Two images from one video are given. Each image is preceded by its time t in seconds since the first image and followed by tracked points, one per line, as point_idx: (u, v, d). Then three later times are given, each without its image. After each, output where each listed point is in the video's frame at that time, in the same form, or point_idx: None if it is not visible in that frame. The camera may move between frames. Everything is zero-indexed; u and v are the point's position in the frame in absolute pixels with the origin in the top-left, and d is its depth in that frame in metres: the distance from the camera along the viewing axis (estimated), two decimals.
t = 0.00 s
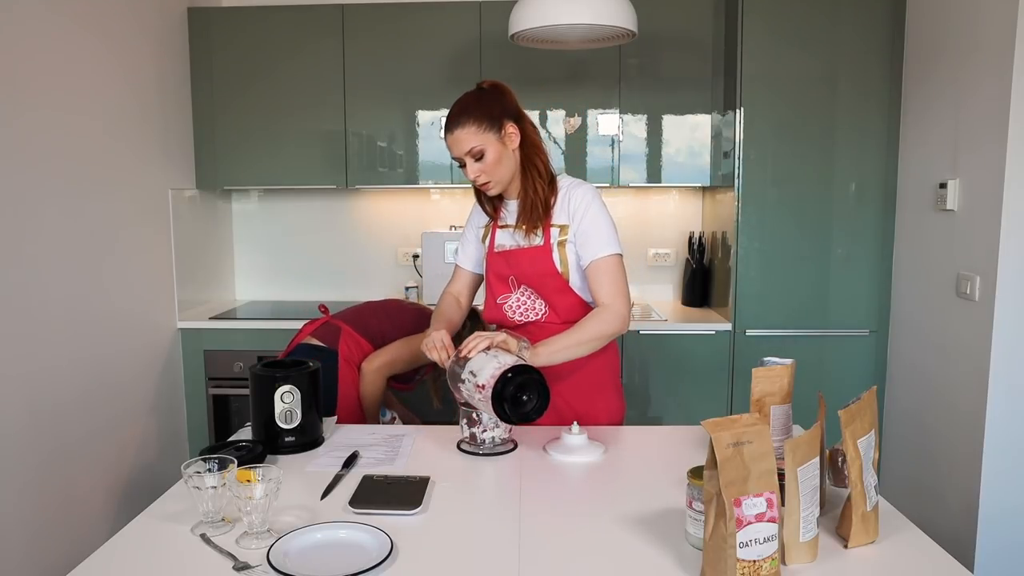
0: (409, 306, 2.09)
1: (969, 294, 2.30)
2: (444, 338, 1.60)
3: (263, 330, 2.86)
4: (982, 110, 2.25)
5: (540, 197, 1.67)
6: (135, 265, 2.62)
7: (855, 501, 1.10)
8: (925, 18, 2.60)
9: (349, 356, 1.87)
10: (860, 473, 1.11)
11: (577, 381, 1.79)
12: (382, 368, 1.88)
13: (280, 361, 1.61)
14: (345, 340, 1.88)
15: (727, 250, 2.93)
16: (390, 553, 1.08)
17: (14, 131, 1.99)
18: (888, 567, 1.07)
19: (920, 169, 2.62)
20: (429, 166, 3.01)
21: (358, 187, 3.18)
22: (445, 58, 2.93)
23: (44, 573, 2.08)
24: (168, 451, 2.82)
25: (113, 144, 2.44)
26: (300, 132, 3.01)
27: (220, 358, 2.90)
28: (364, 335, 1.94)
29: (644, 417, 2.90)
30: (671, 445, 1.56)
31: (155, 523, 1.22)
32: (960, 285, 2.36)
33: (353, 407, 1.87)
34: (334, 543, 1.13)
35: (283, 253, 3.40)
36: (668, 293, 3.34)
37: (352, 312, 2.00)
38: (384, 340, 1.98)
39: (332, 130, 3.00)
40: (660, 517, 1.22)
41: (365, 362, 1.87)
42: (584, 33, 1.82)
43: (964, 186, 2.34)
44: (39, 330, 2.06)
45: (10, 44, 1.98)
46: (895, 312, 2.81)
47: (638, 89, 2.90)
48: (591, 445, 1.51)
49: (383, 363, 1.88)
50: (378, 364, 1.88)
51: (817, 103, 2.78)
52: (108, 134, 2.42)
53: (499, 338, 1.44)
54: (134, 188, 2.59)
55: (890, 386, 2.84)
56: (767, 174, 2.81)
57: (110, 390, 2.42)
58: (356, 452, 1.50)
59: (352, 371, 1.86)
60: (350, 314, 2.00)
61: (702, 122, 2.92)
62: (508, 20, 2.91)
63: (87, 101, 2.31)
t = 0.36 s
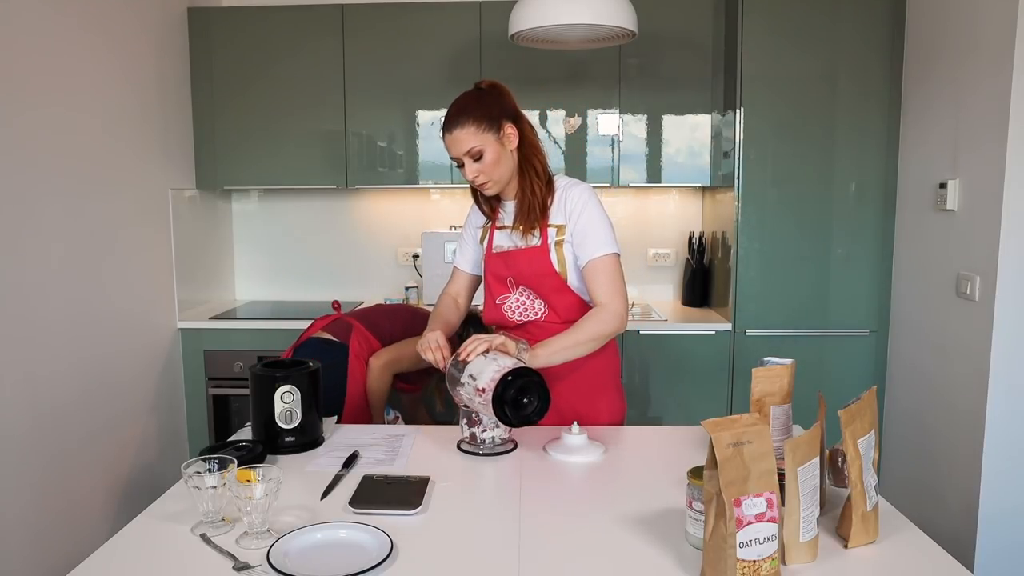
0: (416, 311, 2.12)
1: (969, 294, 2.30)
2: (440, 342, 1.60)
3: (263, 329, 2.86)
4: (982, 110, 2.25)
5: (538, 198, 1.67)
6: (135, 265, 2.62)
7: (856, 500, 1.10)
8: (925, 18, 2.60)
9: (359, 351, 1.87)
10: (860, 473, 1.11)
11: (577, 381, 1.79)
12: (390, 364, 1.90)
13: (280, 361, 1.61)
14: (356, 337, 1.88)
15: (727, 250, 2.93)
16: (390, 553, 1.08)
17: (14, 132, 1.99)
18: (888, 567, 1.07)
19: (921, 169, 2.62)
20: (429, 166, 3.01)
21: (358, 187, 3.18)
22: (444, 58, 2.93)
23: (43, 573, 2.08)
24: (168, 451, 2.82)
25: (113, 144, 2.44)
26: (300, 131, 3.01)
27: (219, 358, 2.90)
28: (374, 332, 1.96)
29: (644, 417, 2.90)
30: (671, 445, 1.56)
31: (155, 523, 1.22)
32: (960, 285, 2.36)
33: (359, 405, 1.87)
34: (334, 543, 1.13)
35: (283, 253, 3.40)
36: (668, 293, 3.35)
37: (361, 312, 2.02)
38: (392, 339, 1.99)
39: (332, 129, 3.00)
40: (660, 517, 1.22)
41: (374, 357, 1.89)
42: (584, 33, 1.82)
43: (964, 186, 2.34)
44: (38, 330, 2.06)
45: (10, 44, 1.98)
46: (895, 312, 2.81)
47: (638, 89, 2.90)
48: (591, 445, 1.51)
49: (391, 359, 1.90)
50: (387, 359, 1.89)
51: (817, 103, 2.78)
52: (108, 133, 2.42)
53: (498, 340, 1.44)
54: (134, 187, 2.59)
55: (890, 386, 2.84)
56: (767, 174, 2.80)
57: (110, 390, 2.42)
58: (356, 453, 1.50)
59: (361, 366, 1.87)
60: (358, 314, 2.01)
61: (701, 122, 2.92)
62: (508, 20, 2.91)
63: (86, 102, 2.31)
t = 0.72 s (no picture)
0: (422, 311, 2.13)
1: (969, 294, 2.30)
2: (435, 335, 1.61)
3: (263, 330, 2.86)
4: (982, 110, 2.25)
5: (538, 198, 1.67)
6: (135, 265, 2.62)
7: (856, 501, 1.10)
8: (925, 18, 2.60)
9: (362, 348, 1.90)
10: (860, 473, 1.11)
11: (577, 381, 1.79)
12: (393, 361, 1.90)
13: (280, 361, 1.61)
14: (361, 334, 1.91)
15: (727, 250, 2.93)
16: (390, 553, 1.08)
17: (14, 132, 1.99)
18: (888, 567, 1.07)
19: (920, 169, 2.62)
20: (429, 166, 3.01)
21: (358, 187, 3.18)
22: (445, 57, 2.93)
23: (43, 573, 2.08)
24: (168, 451, 2.82)
25: (113, 144, 2.44)
26: (300, 131, 3.01)
27: (219, 358, 2.90)
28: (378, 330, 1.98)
29: (644, 417, 2.90)
30: (671, 445, 1.56)
31: (155, 523, 1.22)
32: (960, 285, 2.36)
33: (361, 402, 1.88)
34: (334, 543, 1.13)
35: (283, 253, 3.40)
36: (668, 293, 3.35)
37: (367, 310, 2.03)
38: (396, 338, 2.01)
39: (332, 129, 3.00)
40: (660, 517, 1.22)
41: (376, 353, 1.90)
42: (584, 33, 1.82)
43: (964, 186, 2.34)
44: (38, 330, 2.06)
45: (10, 44, 1.98)
46: (895, 312, 2.81)
47: (637, 89, 2.90)
48: (591, 445, 1.51)
49: (396, 355, 1.90)
50: (392, 356, 1.89)
51: (817, 103, 2.78)
52: (108, 134, 2.42)
53: (500, 341, 1.43)
54: (134, 187, 2.59)
55: (890, 386, 2.84)
56: (767, 174, 2.80)
57: (110, 390, 2.42)
58: (356, 453, 1.50)
59: (364, 363, 1.89)
60: (363, 311, 2.02)
61: (702, 122, 2.92)
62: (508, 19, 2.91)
63: (86, 101, 2.31)
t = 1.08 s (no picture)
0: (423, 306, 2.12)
1: (969, 294, 2.30)
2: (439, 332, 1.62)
3: (264, 330, 2.86)
4: (982, 110, 2.25)
5: (540, 199, 1.67)
6: (135, 265, 2.62)
7: (855, 500, 1.10)
8: (925, 18, 2.60)
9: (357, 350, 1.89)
10: (860, 473, 1.11)
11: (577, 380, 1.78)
12: (390, 362, 1.89)
13: (280, 361, 1.61)
14: (356, 335, 1.90)
15: (727, 250, 2.93)
16: (390, 553, 1.08)
17: (14, 132, 1.99)
18: (889, 567, 1.07)
19: (920, 169, 2.62)
20: (429, 166, 3.01)
21: (358, 187, 3.18)
22: (445, 58, 2.93)
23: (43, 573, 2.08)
24: (168, 451, 2.82)
25: (112, 144, 2.44)
26: (300, 131, 3.01)
27: (219, 358, 2.90)
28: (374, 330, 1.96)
29: (644, 417, 2.90)
30: (671, 445, 1.56)
31: (155, 523, 1.22)
32: (960, 285, 2.36)
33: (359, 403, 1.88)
34: (334, 543, 1.13)
35: (283, 253, 3.40)
36: (668, 293, 3.34)
37: (364, 309, 2.02)
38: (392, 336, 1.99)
39: (332, 129, 3.00)
40: (660, 517, 1.22)
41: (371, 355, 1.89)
42: (584, 33, 1.82)
43: (964, 186, 2.34)
44: (38, 330, 2.06)
45: (9, 44, 1.98)
46: (895, 312, 2.81)
47: (637, 89, 2.90)
48: (591, 445, 1.51)
49: (391, 356, 1.89)
50: (387, 357, 1.89)
51: (817, 103, 2.78)
52: (108, 133, 2.42)
53: (512, 337, 1.42)
54: (134, 187, 2.59)
55: (890, 386, 2.84)
56: (767, 174, 2.80)
57: (110, 390, 2.42)
58: (356, 452, 1.50)
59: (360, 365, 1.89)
60: (361, 310, 2.01)
61: (702, 122, 2.92)
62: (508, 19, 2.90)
63: (86, 102, 2.31)
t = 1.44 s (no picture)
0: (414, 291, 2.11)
1: (969, 294, 2.30)
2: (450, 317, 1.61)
3: (264, 330, 2.86)
4: (982, 110, 2.25)
5: (551, 199, 1.67)
6: (135, 265, 2.62)
7: (856, 501, 1.10)
8: (925, 18, 2.60)
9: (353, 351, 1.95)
10: (860, 473, 1.11)
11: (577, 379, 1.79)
12: (385, 358, 1.92)
13: (280, 360, 1.61)
14: (349, 338, 1.96)
15: (727, 250, 2.93)
16: (390, 553, 1.08)
17: (14, 133, 1.99)
18: (889, 567, 1.07)
19: (920, 169, 2.62)
20: (429, 166, 3.01)
21: (358, 187, 3.18)
22: (445, 58, 2.93)
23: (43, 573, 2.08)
24: (168, 451, 2.82)
25: (113, 144, 2.44)
26: (300, 131, 3.01)
27: (219, 358, 2.90)
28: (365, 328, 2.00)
29: (644, 418, 2.90)
30: (672, 445, 1.56)
31: (155, 523, 1.22)
32: (960, 285, 2.36)
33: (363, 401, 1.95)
34: (334, 543, 1.13)
35: (283, 254, 3.40)
36: (668, 293, 3.34)
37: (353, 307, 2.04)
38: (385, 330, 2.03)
39: (332, 129, 3.00)
40: (660, 517, 1.22)
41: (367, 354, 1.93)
42: (584, 33, 1.82)
43: (964, 186, 2.34)
44: (38, 330, 2.06)
45: (10, 44, 1.98)
46: (895, 312, 2.81)
47: (638, 89, 2.90)
48: (591, 445, 1.51)
49: (387, 352, 1.92)
50: (384, 354, 1.91)
51: (817, 103, 2.78)
52: (108, 134, 2.42)
53: (533, 332, 1.40)
54: (134, 187, 2.59)
55: (890, 386, 2.84)
56: (767, 174, 2.80)
57: (110, 390, 2.42)
58: (356, 452, 1.50)
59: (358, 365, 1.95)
60: (350, 309, 2.03)
61: (701, 122, 2.92)
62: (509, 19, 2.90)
63: (86, 103, 2.30)
